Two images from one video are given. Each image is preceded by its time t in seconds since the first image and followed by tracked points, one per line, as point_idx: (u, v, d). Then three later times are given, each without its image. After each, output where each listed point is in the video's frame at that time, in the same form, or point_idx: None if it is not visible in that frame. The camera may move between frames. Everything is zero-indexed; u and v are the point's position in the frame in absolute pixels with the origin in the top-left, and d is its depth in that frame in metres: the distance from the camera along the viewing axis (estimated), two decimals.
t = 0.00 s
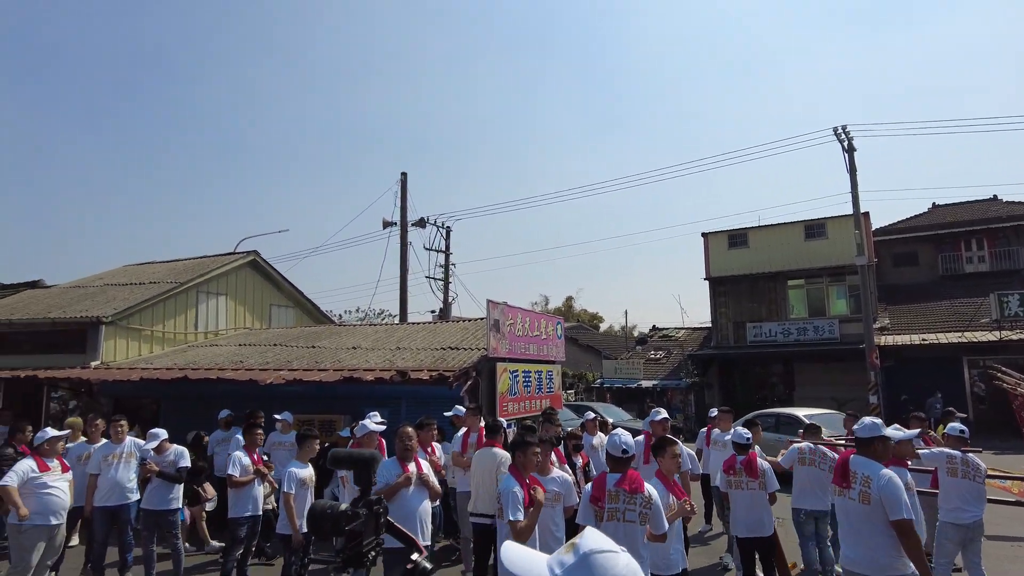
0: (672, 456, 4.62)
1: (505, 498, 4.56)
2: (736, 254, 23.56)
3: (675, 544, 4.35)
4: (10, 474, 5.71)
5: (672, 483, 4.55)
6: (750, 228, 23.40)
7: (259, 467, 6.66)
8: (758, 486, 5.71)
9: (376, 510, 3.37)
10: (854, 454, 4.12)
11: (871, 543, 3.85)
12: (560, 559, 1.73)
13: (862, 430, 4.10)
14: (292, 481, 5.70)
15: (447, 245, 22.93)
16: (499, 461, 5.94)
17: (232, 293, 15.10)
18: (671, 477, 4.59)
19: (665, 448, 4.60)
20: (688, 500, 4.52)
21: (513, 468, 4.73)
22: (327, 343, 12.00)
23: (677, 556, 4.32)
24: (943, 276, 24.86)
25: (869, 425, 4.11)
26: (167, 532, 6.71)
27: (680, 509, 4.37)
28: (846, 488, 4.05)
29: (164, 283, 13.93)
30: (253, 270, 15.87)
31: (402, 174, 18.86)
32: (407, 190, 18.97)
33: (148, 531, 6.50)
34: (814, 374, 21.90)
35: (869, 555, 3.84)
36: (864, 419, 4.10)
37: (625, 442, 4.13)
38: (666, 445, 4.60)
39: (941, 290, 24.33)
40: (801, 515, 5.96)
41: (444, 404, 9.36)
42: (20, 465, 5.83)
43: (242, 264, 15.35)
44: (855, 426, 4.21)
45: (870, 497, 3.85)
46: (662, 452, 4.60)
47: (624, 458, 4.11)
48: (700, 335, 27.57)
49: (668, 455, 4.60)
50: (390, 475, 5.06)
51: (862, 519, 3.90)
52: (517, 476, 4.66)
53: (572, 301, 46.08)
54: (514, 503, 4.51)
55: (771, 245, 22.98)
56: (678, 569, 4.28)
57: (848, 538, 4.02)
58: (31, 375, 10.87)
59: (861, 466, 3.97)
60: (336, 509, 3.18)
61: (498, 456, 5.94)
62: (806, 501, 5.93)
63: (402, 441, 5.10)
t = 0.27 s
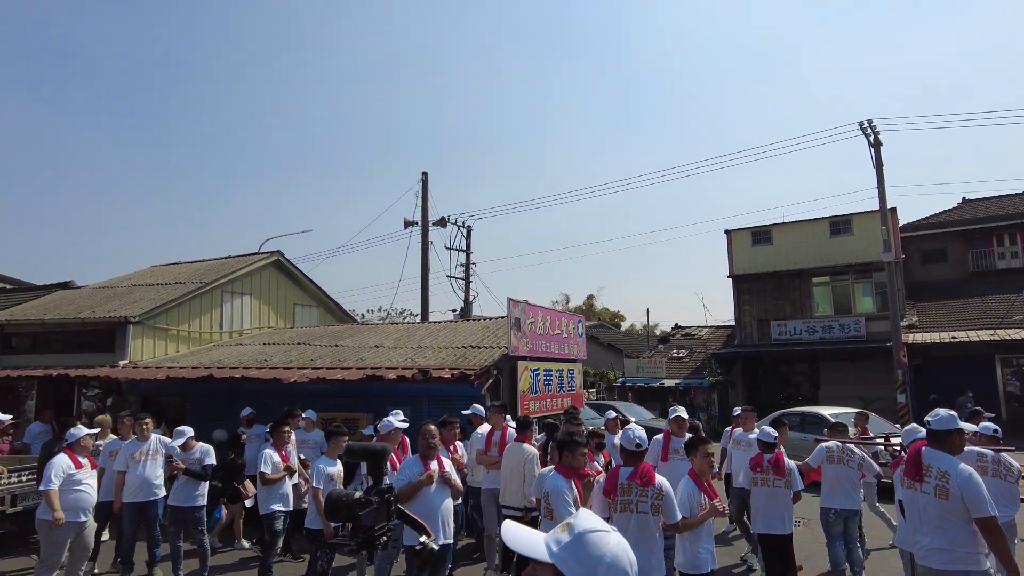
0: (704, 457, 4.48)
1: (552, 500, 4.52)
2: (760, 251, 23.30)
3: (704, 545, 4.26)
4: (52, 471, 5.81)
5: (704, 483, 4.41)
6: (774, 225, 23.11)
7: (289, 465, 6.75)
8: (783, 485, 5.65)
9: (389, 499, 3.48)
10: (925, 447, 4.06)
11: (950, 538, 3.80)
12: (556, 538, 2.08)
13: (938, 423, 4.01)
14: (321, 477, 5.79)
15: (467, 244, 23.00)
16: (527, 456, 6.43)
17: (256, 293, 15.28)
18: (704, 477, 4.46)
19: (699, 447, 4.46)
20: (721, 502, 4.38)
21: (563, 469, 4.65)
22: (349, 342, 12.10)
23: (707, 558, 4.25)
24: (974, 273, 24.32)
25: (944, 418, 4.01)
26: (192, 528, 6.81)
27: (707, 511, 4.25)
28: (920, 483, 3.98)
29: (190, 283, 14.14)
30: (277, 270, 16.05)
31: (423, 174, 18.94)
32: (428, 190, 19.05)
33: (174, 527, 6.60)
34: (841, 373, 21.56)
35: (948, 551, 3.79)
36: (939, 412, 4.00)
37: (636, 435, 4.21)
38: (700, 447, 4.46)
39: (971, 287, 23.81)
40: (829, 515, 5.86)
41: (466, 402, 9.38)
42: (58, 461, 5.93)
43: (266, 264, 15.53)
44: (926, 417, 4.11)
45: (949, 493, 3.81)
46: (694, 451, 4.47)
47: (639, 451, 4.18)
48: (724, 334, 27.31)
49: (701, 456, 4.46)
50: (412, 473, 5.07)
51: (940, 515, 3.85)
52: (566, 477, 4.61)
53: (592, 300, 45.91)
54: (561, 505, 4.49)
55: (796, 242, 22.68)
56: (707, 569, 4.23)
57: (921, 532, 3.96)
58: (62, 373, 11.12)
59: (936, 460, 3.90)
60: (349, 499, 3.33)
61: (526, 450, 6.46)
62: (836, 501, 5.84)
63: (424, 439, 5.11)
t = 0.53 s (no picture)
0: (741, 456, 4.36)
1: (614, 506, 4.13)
2: (778, 249, 23.08)
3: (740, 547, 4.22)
4: (90, 466, 5.92)
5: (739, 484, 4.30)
6: (793, 222, 22.88)
7: (315, 463, 6.78)
8: (811, 479, 5.61)
9: (414, 489, 3.44)
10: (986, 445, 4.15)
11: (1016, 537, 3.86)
12: (570, 518, 2.31)
13: (1000, 421, 4.11)
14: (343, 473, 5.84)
15: (484, 243, 23.03)
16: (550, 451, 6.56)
17: (275, 292, 15.40)
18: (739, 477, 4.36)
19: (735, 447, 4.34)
20: (755, 502, 4.29)
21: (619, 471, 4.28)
22: (368, 340, 12.15)
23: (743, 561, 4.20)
24: (998, 270, 23.88)
25: (1005, 416, 4.11)
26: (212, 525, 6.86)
27: (743, 513, 4.16)
28: (982, 480, 4.04)
29: (210, 282, 14.29)
30: (295, 269, 16.17)
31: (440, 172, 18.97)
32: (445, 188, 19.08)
33: (197, 523, 6.66)
34: (861, 372, 21.29)
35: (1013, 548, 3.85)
36: (1001, 409, 4.11)
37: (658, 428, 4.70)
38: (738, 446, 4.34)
39: (995, 284, 23.40)
40: (855, 514, 5.79)
41: (484, 400, 9.39)
42: (95, 457, 6.04)
43: (284, 263, 15.64)
44: (988, 415, 4.20)
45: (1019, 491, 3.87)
46: (729, 450, 4.35)
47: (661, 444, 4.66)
48: (742, 332, 27.10)
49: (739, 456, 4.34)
50: (434, 471, 5.07)
51: (1007, 513, 3.90)
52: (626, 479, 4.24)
53: (608, 298, 45.74)
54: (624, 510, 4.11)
55: (815, 239, 22.44)
56: (744, 570, 4.19)
57: (982, 530, 4.02)
58: (86, 371, 11.29)
59: (1003, 458, 3.97)
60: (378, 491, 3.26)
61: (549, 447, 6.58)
62: (863, 498, 5.76)
63: (445, 436, 5.13)
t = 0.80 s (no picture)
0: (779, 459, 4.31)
1: (686, 511, 3.83)
2: (795, 247, 22.89)
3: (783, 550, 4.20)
4: (131, 460, 6.23)
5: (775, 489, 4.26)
6: (810, 221, 22.68)
7: (345, 462, 6.66)
8: (831, 480, 5.55)
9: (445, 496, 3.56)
10: None
11: None
12: (590, 521, 2.38)
13: None
14: (364, 471, 5.87)
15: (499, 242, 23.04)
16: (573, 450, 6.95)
17: (293, 291, 15.50)
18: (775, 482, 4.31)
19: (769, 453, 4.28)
20: (793, 504, 4.24)
21: (680, 471, 4.02)
22: (385, 339, 12.20)
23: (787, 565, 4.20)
24: (1020, 268, 23.53)
25: None
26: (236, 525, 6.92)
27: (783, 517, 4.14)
28: None
29: (229, 281, 14.41)
30: (313, 268, 16.26)
31: (456, 172, 18.98)
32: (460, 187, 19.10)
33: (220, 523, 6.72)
34: (880, 372, 21.07)
35: None
36: None
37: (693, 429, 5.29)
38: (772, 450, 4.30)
39: (1017, 284, 23.05)
40: (876, 516, 5.74)
41: (503, 400, 9.39)
42: (135, 451, 6.34)
43: (302, 262, 15.74)
44: None
45: None
46: (763, 455, 4.30)
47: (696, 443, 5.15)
48: (758, 331, 26.92)
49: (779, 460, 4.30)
50: (457, 471, 5.07)
51: None
52: (687, 479, 3.98)
53: (622, 296, 45.61)
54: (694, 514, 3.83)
55: (833, 238, 22.22)
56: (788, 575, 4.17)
57: None
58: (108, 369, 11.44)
59: None
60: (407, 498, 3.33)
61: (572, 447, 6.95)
62: (884, 502, 5.71)
63: (466, 437, 5.14)
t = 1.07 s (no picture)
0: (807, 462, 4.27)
1: (740, 511, 3.79)
2: (810, 246, 22.70)
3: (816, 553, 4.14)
4: (160, 456, 6.31)
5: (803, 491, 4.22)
6: (824, 219, 22.48)
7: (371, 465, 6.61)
8: (838, 480, 5.61)
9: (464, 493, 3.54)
10: None
11: None
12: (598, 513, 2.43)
13: None
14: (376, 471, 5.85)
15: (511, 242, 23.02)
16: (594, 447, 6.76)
17: (307, 291, 15.56)
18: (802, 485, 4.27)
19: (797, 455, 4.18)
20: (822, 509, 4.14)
21: (728, 470, 4.01)
22: (399, 339, 12.20)
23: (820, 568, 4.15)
24: None
25: None
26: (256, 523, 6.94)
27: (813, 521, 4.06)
28: None
29: (243, 281, 14.48)
30: (326, 268, 16.30)
31: (468, 171, 18.96)
32: (472, 187, 19.08)
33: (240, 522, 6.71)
34: (896, 372, 20.85)
35: None
36: None
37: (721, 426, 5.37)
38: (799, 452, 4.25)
39: None
40: (902, 517, 5.67)
41: (517, 400, 9.36)
42: (164, 447, 6.40)
43: (316, 262, 15.79)
44: None
45: None
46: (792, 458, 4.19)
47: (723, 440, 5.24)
48: (772, 331, 26.74)
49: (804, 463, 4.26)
50: (471, 471, 5.08)
51: None
52: (736, 480, 3.97)
53: (634, 296, 45.47)
54: (749, 515, 3.79)
55: (848, 237, 22.02)
56: None
57: None
58: (124, 369, 11.52)
59: None
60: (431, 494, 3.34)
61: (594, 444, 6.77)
62: (910, 502, 5.63)
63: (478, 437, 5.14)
